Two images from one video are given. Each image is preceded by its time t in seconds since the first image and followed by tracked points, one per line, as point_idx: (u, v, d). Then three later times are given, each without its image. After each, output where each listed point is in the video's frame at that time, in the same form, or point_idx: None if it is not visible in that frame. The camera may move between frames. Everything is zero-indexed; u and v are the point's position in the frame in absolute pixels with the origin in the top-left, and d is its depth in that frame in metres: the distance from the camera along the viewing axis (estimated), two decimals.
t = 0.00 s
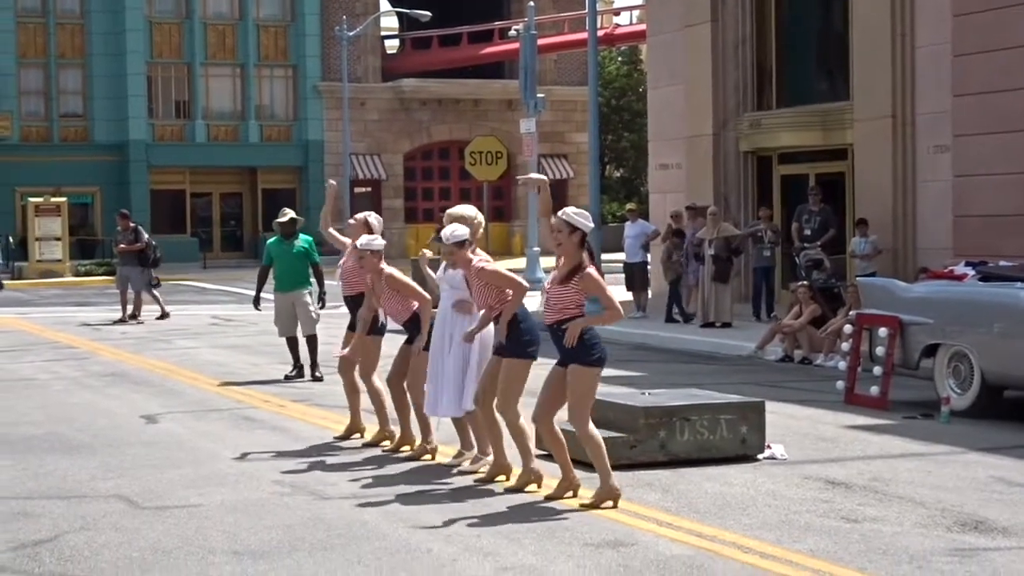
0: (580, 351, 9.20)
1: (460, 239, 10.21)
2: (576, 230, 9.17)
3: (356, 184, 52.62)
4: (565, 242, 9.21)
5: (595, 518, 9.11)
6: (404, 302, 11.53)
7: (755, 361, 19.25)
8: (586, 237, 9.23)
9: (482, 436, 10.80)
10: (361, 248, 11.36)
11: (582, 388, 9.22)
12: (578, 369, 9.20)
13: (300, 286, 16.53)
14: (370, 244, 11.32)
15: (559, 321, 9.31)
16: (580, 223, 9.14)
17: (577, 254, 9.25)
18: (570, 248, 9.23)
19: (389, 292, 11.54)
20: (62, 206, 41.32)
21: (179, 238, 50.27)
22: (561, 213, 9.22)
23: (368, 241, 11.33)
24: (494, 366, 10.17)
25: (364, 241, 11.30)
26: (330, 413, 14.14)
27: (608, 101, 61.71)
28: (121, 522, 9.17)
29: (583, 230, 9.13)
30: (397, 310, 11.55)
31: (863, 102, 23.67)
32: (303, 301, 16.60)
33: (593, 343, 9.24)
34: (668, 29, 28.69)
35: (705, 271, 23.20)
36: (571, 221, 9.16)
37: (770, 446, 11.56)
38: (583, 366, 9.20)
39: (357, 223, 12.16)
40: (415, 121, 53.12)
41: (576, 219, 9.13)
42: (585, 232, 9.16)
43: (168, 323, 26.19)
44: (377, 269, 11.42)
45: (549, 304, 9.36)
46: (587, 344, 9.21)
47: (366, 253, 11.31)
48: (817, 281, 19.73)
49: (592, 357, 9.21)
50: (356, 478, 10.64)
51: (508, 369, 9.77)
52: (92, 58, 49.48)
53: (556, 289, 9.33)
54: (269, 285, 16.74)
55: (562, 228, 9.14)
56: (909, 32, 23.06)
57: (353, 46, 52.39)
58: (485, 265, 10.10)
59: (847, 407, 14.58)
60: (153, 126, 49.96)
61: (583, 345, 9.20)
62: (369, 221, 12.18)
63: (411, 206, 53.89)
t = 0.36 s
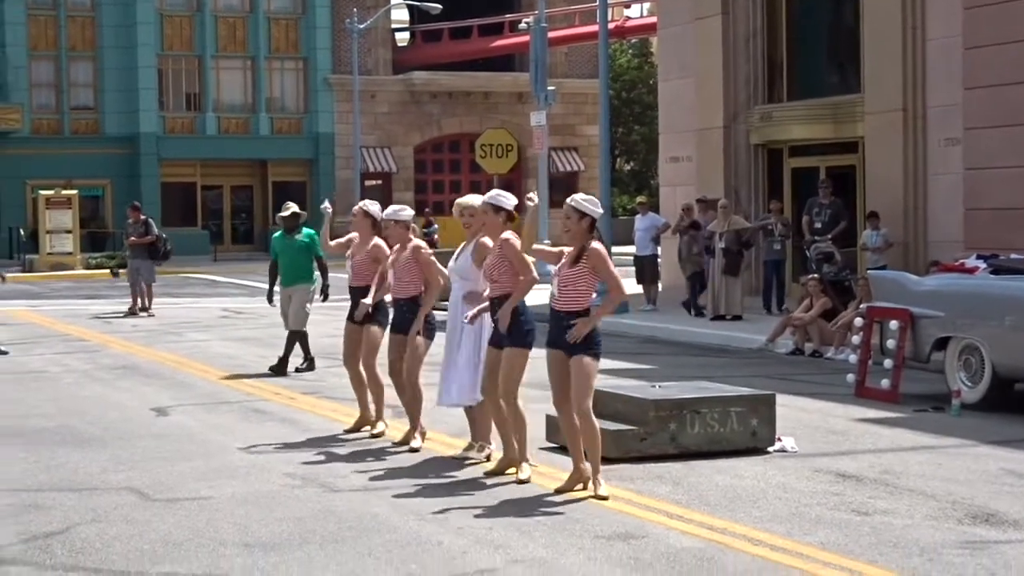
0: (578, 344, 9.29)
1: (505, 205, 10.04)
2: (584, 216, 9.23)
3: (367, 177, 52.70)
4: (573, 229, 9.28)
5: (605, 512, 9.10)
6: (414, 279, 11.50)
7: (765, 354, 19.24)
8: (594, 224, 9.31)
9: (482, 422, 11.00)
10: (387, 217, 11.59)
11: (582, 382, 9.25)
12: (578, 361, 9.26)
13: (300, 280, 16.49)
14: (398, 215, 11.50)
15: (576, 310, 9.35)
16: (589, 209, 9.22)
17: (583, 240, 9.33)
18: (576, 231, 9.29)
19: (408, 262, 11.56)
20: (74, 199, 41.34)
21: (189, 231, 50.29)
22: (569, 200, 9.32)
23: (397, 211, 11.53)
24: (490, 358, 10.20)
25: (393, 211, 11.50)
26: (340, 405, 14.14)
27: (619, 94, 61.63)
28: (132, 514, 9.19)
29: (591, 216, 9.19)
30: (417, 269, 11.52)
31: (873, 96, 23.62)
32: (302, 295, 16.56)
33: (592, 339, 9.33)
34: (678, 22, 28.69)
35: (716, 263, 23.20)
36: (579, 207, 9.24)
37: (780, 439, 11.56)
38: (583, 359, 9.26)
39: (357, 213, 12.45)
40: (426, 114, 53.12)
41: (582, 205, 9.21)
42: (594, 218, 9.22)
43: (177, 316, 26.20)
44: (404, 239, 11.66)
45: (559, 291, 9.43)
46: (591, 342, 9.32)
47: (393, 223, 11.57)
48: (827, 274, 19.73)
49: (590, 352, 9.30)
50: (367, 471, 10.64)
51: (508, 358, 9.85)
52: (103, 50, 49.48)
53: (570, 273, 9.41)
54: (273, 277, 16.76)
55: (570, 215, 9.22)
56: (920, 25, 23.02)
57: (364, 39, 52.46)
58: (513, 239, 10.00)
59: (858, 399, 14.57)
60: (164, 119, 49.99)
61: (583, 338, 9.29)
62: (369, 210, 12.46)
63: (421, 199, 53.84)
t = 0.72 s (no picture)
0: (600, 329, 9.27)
1: (533, 195, 9.96)
2: (596, 201, 9.33)
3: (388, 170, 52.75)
4: (583, 212, 9.33)
5: (626, 506, 9.10)
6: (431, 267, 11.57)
7: (787, 348, 19.20)
8: (604, 209, 9.38)
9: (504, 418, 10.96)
10: (416, 207, 11.45)
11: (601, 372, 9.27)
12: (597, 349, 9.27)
13: (307, 273, 16.46)
14: (428, 206, 11.41)
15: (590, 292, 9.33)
16: (601, 193, 9.32)
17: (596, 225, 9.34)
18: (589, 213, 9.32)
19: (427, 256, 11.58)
20: (96, 192, 41.41)
21: (210, 225, 50.37)
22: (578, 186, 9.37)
23: (428, 201, 11.46)
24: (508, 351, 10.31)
25: (422, 202, 11.38)
26: (361, 399, 14.16)
27: (640, 87, 61.53)
28: (154, 508, 9.21)
29: (603, 201, 9.29)
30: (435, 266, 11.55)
31: (895, 89, 23.52)
32: (309, 289, 16.48)
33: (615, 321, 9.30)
34: (700, 15, 28.64)
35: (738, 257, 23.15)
36: (591, 191, 9.31)
37: (802, 434, 11.53)
38: (601, 347, 9.26)
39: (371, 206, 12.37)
40: (447, 108, 53.11)
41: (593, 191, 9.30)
42: (606, 202, 9.32)
43: (199, 309, 26.26)
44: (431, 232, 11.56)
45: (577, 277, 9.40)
46: (614, 327, 9.29)
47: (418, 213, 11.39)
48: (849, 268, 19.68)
49: (610, 340, 9.27)
50: (386, 465, 10.64)
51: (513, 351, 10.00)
52: (125, 44, 49.59)
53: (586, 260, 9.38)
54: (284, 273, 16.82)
55: (581, 198, 9.28)
56: (942, 18, 22.93)
57: (384, 33, 52.50)
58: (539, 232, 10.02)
59: (880, 394, 14.52)
60: (185, 113, 50.10)
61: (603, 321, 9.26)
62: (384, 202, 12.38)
63: (443, 192, 53.65)
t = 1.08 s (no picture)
0: (637, 325, 9.30)
1: (561, 190, 9.96)
2: (602, 209, 9.36)
3: (409, 166, 52.85)
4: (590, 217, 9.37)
5: (646, 502, 9.08)
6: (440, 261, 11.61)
7: (808, 345, 19.16)
8: (610, 219, 9.42)
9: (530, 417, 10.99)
10: (428, 200, 11.59)
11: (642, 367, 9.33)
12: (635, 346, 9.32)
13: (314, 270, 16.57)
14: (444, 203, 11.58)
15: (616, 302, 9.34)
16: (609, 202, 9.34)
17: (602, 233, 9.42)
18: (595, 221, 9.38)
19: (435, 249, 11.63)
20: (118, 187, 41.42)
21: (232, 220, 50.51)
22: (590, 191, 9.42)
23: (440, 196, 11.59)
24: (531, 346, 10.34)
25: (437, 195, 11.52)
26: (382, 394, 14.18)
27: (661, 83, 61.49)
28: (175, 502, 9.23)
29: (611, 210, 9.31)
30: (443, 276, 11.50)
31: (918, 84, 23.44)
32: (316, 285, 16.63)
33: (648, 312, 9.35)
34: (722, 10, 28.57)
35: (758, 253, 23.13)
36: (600, 200, 9.35)
37: (823, 430, 11.50)
38: (639, 345, 9.31)
39: (391, 197, 12.35)
40: (468, 104, 53.14)
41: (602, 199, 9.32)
42: (613, 211, 9.35)
43: (220, 304, 26.32)
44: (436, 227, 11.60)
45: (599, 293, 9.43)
46: (648, 321, 9.33)
47: (431, 205, 11.53)
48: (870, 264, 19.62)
49: (649, 336, 9.31)
50: (406, 460, 10.64)
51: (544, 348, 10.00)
52: (148, 40, 49.71)
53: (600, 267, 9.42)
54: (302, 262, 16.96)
55: (591, 206, 9.31)
56: (965, 14, 22.84)
57: (406, 29, 52.53)
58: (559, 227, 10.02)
59: (901, 391, 14.48)
60: (207, 109, 50.22)
61: (640, 318, 9.31)
62: (402, 194, 12.38)
63: (463, 188, 53.81)
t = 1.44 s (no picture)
0: (661, 319, 9.31)
1: (583, 184, 9.97)
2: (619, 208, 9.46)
3: (429, 162, 52.96)
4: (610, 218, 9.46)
5: (665, 497, 9.08)
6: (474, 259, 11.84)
7: (828, 340, 19.13)
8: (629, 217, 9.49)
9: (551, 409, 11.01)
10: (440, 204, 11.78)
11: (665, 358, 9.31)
12: (660, 340, 9.29)
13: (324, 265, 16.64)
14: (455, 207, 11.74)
15: (641, 299, 9.30)
16: (626, 201, 9.43)
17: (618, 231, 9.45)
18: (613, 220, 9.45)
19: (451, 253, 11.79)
20: (138, 183, 41.48)
21: (251, 215, 50.62)
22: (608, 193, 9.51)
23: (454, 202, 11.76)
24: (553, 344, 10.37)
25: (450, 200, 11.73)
26: (402, 390, 14.19)
27: (681, 78, 61.40)
28: (195, 498, 9.26)
29: (628, 207, 9.41)
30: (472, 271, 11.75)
31: (938, 80, 23.36)
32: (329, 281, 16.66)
33: (672, 306, 9.35)
34: (740, 6, 28.53)
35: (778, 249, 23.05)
36: (617, 198, 9.45)
37: (842, 426, 11.47)
38: (664, 339, 9.29)
39: (404, 198, 12.54)
40: (488, 100, 53.14)
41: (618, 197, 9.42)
42: (630, 208, 9.44)
43: (239, 300, 26.39)
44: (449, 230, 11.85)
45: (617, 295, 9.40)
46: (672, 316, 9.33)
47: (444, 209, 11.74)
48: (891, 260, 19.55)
49: (673, 331, 9.32)
50: (426, 457, 10.65)
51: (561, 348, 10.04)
52: (167, 36, 49.77)
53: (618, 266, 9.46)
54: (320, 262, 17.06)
55: (607, 205, 9.43)
56: (986, 9, 22.72)
57: (425, 25, 52.54)
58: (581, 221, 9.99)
59: (922, 386, 14.44)
60: (227, 105, 50.34)
61: (663, 312, 9.32)
62: (417, 195, 12.56)
63: (483, 184, 53.86)
